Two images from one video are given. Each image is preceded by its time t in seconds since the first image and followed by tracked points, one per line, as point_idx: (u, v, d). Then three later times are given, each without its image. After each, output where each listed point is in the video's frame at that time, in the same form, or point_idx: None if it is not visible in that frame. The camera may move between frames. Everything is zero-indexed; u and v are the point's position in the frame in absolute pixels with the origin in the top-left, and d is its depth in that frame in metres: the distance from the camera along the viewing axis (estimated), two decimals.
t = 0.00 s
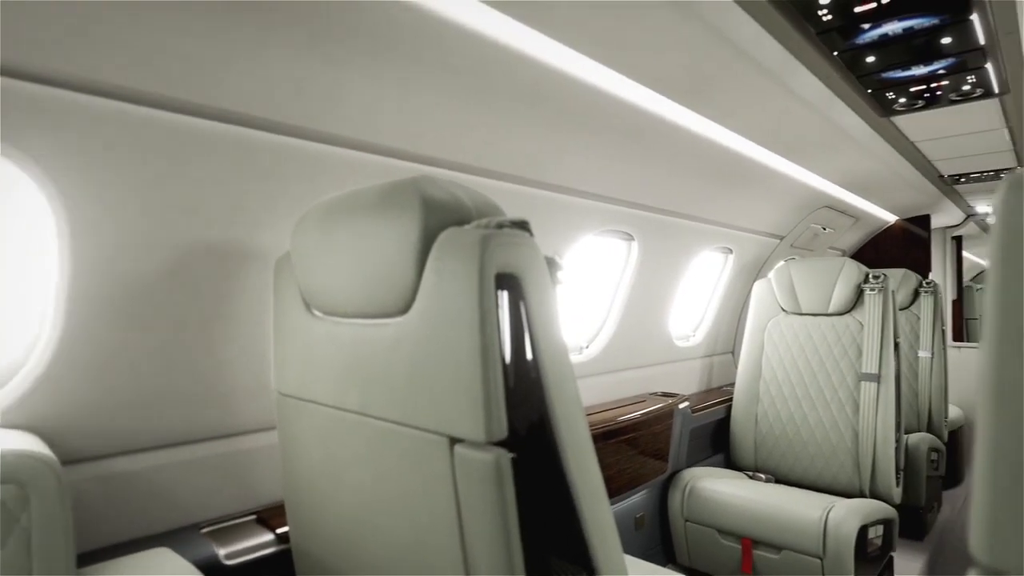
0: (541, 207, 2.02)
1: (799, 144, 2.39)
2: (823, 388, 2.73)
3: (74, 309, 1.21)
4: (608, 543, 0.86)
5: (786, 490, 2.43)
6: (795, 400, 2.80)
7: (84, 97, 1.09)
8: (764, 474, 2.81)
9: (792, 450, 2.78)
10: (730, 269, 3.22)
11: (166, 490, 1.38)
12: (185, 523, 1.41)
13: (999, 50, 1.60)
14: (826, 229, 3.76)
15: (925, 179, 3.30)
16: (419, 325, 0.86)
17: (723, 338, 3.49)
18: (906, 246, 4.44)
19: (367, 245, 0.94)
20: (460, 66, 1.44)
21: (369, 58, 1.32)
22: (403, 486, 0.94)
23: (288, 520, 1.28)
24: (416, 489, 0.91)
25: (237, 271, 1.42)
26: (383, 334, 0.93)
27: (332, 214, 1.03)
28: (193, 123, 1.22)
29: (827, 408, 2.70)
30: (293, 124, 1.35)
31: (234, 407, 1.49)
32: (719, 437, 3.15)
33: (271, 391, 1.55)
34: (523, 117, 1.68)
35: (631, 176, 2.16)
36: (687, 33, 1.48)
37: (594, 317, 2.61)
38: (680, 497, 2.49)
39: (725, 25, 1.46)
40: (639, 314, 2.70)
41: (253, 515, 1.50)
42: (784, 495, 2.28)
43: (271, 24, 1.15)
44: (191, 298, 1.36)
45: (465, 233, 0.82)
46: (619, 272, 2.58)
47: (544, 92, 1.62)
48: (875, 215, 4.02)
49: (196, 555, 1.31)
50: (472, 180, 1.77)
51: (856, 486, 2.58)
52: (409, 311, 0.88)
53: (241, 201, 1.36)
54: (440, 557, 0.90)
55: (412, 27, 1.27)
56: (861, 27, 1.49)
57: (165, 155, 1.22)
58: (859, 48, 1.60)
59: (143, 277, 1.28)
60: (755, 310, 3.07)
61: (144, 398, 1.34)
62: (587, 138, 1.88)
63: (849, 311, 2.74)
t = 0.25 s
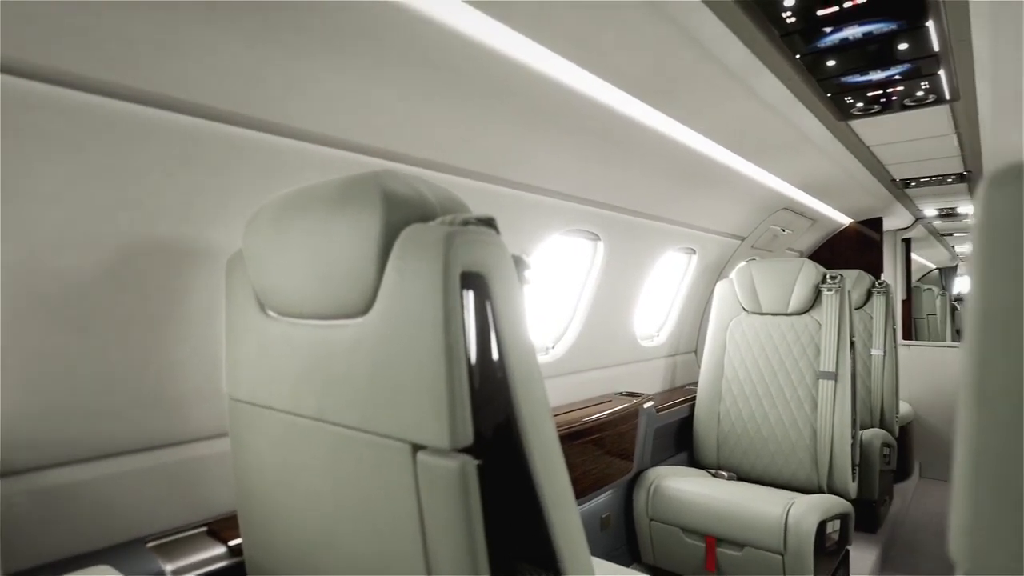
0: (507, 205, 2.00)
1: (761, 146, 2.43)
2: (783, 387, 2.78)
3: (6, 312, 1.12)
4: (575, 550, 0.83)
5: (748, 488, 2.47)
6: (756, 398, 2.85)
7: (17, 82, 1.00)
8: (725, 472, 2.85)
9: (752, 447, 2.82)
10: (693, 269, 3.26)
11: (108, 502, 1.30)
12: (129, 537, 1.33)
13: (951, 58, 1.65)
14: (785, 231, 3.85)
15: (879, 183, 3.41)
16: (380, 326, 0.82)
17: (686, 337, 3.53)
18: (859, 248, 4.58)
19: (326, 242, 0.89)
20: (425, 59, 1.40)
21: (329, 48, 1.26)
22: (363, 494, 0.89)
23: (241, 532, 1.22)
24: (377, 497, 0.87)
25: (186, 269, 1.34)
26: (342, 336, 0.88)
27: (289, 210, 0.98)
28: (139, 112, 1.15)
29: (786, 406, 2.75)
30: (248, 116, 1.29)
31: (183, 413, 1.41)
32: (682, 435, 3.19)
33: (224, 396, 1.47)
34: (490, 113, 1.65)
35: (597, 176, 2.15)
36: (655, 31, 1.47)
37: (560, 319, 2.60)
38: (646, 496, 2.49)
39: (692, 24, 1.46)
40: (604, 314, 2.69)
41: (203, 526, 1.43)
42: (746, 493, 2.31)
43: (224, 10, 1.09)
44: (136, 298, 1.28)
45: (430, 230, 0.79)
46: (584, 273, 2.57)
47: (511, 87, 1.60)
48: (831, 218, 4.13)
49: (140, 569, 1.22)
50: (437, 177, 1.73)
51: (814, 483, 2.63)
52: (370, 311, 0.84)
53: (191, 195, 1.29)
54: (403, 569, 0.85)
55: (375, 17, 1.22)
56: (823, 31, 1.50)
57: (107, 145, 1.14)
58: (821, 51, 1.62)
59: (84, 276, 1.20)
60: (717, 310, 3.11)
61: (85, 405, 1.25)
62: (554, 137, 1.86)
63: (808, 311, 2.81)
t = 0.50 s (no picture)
0: (467, 201, 1.96)
1: (720, 147, 2.45)
2: (740, 384, 2.83)
3: None
4: (540, 560, 0.80)
5: (708, 486, 2.49)
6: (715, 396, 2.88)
7: None
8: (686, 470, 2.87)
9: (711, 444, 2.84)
10: (653, 270, 3.28)
11: (35, 521, 1.19)
12: (59, 558, 1.23)
13: (903, 63, 1.69)
14: (742, 232, 3.92)
15: (830, 185, 3.51)
16: (332, 327, 0.77)
17: (647, 338, 3.55)
18: (812, 249, 4.71)
19: (275, 238, 0.83)
20: (380, 46, 1.35)
21: (278, 32, 1.20)
22: (314, 507, 0.83)
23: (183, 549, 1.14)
24: (329, 510, 0.81)
25: (123, 266, 1.26)
26: (292, 338, 0.82)
27: (235, 204, 0.91)
28: (66, 96, 1.06)
29: (744, 403, 2.79)
30: (190, 102, 1.21)
31: (121, 421, 1.32)
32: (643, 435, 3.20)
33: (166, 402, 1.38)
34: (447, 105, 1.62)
35: (559, 174, 2.13)
36: (616, 25, 1.46)
37: (522, 319, 2.57)
38: (608, 496, 2.49)
39: (654, 19, 1.46)
40: (566, 314, 2.68)
41: (143, 543, 1.33)
42: (706, 491, 2.34)
43: None
44: (66, 298, 1.19)
45: (387, 225, 0.74)
46: (547, 274, 2.56)
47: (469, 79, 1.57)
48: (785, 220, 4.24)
49: None
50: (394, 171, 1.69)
51: (771, 480, 2.67)
52: (322, 312, 0.79)
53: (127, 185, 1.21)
54: None
55: None
56: (783, 32, 1.51)
57: (33, 130, 1.05)
58: (781, 54, 1.64)
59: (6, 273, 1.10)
60: (677, 310, 3.14)
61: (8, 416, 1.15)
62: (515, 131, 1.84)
63: (764, 310, 2.87)
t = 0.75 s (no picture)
0: (433, 199, 1.92)
1: (687, 147, 2.47)
2: (706, 383, 2.85)
3: None
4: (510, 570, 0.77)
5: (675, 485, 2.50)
6: (681, 396, 2.89)
7: None
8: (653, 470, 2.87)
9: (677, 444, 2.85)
10: (621, 270, 3.28)
11: None
12: None
13: (866, 67, 1.72)
14: (707, 232, 3.97)
15: (792, 187, 3.58)
16: (288, 328, 0.72)
17: (615, 337, 3.56)
18: (774, 250, 4.81)
19: (226, 234, 0.78)
20: (344, 36, 1.29)
21: (235, 19, 1.14)
22: (269, 520, 0.78)
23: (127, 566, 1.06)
24: (285, 523, 0.76)
25: (62, 264, 1.17)
26: (245, 340, 0.77)
27: (183, 198, 0.85)
28: None
29: (710, 403, 2.82)
30: (136, 90, 1.13)
31: (61, 430, 1.23)
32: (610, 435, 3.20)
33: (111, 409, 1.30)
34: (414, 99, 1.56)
35: (528, 172, 2.11)
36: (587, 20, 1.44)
37: (490, 320, 2.54)
38: (576, 497, 2.47)
39: (625, 15, 1.44)
40: (534, 314, 2.65)
41: (86, 560, 1.25)
42: (673, 491, 2.35)
43: None
44: None
45: (348, 220, 0.70)
46: (515, 274, 2.53)
47: (437, 72, 1.52)
48: (749, 221, 4.31)
49: None
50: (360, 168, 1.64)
51: (736, 478, 2.69)
52: (277, 313, 0.74)
53: (67, 176, 1.13)
54: None
55: None
56: (751, 32, 1.52)
57: None
58: (749, 54, 1.64)
59: None
60: (644, 309, 3.15)
61: None
62: (483, 128, 1.80)
63: (729, 310, 2.91)
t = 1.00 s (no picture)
0: (394, 193, 1.87)
1: (652, 147, 2.47)
2: (670, 383, 2.87)
3: None
4: None
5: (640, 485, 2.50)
6: (646, 395, 2.90)
7: None
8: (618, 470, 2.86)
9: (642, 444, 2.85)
10: (586, 270, 3.28)
11: None
12: None
13: (827, 70, 1.74)
14: (671, 233, 4.01)
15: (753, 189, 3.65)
16: (233, 331, 0.66)
17: (580, 337, 3.55)
18: (735, 251, 4.90)
19: (165, 228, 0.71)
20: (300, 22, 1.23)
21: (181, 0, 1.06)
22: (214, 540, 0.72)
23: None
24: (232, 543, 0.70)
25: None
26: (185, 344, 0.70)
27: (118, 189, 0.78)
28: None
29: (674, 402, 2.83)
30: (62, 69, 1.04)
31: None
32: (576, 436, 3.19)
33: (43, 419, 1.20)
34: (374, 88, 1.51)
35: (493, 169, 2.07)
36: (555, 14, 1.41)
37: (453, 321, 2.48)
38: (542, 500, 2.45)
39: (592, 10, 1.42)
40: (500, 314, 2.62)
41: None
42: (638, 491, 2.35)
43: None
44: None
45: (300, 214, 0.64)
46: (480, 275, 2.49)
47: (399, 62, 1.47)
48: (711, 222, 4.37)
49: None
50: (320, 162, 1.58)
51: (700, 476, 2.71)
52: (222, 314, 0.67)
53: None
54: None
55: None
56: (718, 32, 1.51)
57: None
58: (716, 54, 1.64)
59: None
60: (609, 310, 3.15)
61: None
62: (446, 121, 1.76)
63: (693, 310, 2.93)
